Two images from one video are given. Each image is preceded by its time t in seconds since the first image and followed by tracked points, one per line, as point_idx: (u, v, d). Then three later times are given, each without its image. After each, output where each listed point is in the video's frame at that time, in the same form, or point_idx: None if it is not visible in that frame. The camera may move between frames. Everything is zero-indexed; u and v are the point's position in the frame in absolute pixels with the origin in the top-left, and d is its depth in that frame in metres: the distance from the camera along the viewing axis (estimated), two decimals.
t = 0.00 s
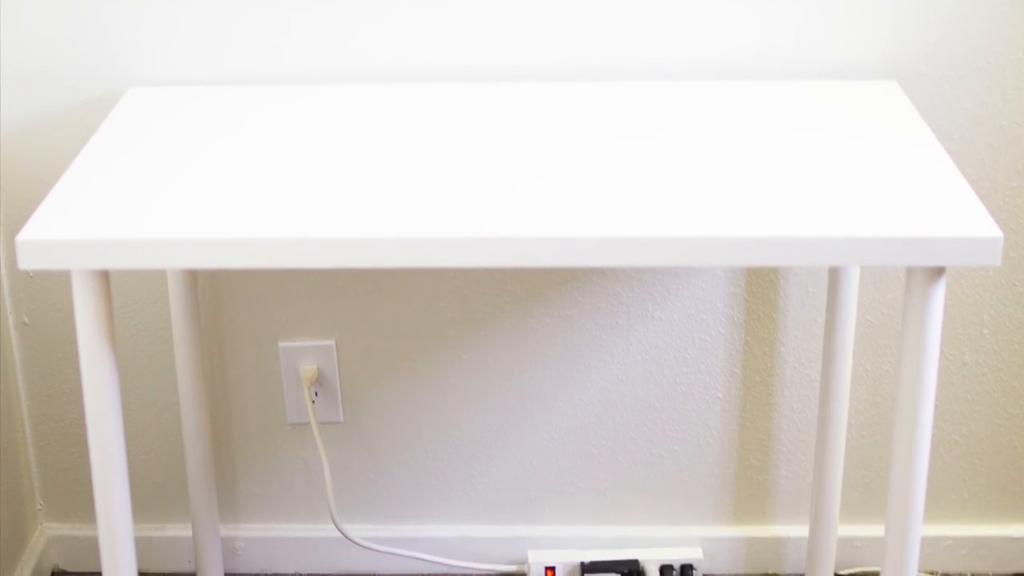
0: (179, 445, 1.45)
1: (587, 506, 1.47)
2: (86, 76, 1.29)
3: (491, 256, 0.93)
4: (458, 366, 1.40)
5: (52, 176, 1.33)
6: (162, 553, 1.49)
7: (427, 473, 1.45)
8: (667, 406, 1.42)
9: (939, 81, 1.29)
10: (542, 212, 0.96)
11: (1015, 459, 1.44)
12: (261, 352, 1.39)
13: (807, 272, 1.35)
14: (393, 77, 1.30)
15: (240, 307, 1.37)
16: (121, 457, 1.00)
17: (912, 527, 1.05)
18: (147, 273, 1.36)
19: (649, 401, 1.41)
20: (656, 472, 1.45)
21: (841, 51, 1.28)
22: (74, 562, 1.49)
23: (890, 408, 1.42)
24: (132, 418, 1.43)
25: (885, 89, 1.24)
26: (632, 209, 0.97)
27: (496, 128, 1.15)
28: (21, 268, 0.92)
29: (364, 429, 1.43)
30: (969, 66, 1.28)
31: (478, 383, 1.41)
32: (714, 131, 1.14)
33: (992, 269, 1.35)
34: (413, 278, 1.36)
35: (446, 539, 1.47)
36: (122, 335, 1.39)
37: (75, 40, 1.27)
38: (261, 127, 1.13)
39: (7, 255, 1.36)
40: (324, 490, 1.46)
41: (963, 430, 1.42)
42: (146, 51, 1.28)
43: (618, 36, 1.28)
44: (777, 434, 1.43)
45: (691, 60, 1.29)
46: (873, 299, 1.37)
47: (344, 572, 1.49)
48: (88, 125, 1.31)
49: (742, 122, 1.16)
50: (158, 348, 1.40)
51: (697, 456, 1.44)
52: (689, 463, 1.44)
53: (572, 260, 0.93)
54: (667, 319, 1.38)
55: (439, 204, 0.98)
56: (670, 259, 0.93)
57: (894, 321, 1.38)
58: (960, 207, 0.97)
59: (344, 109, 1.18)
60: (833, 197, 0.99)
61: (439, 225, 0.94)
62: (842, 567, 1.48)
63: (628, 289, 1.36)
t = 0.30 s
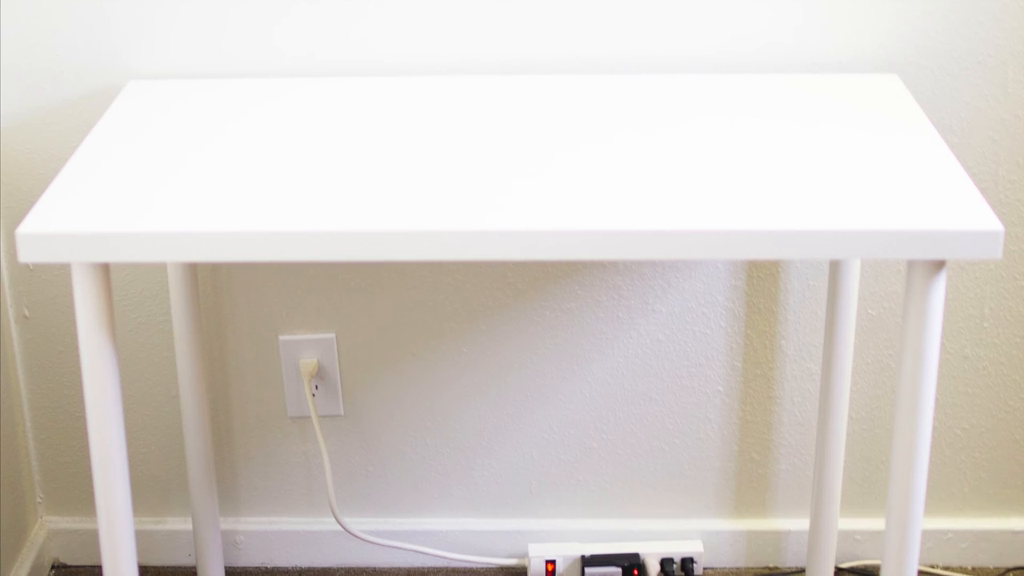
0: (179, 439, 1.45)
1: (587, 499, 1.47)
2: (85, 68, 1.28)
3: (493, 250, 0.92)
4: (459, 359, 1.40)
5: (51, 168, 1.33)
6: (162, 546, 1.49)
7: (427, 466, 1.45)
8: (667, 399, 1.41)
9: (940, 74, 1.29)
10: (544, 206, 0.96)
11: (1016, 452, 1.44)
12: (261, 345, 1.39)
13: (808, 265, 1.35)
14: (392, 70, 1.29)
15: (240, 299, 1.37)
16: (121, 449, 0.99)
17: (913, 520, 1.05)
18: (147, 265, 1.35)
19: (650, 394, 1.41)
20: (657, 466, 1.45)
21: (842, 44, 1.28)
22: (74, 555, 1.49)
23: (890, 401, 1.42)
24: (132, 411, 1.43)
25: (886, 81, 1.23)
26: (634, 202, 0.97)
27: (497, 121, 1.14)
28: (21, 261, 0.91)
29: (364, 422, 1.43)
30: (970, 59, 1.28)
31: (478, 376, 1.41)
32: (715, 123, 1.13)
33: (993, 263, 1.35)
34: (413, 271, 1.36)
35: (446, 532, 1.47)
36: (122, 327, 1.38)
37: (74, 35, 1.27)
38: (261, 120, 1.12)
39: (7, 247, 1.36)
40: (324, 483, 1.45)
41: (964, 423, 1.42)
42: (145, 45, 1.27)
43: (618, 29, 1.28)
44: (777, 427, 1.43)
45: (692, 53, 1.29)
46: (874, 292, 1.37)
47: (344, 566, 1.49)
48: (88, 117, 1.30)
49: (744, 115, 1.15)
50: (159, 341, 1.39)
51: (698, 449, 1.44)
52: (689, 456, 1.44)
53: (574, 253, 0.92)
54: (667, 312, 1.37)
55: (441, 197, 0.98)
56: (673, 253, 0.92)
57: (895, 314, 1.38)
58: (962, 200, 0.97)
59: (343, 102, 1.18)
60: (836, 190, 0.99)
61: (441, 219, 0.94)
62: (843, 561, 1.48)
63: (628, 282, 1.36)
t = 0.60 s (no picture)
0: (179, 431, 1.44)
1: (587, 491, 1.47)
2: (84, 58, 1.27)
3: (495, 242, 0.92)
4: (459, 351, 1.40)
5: (50, 159, 1.32)
6: (162, 539, 1.48)
7: (427, 458, 1.45)
8: (667, 391, 1.41)
9: (941, 65, 1.28)
10: (545, 198, 0.96)
11: (1016, 445, 1.44)
12: (261, 337, 1.39)
13: (809, 257, 1.35)
14: (391, 61, 1.29)
15: (240, 291, 1.37)
16: (122, 441, 0.99)
17: (914, 512, 1.05)
18: (147, 257, 1.35)
19: (650, 386, 1.41)
20: (657, 458, 1.45)
21: (843, 35, 1.27)
22: (75, 547, 1.49)
23: (891, 393, 1.42)
24: (133, 403, 1.43)
25: (887, 72, 1.23)
26: (635, 194, 0.96)
27: (498, 112, 1.14)
28: (21, 254, 0.91)
29: (365, 414, 1.43)
30: (970, 51, 1.28)
31: (478, 368, 1.40)
32: (716, 115, 1.13)
33: (994, 255, 1.35)
34: (414, 263, 1.35)
35: (446, 524, 1.47)
36: (122, 319, 1.38)
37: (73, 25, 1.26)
38: (261, 112, 1.12)
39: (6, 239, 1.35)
40: (324, 475, 1.45)
41: (964, 415, 1.42)
42: (145, 35, 1.27)
43: (619, 20, 1.27)
44: (778, 419, 1.43)
45: (693, 44, 1.28)
46: (875, 284, 1.36)
47: (344, 558, 1.49)
48: (86, 108, 1.29)
49: (745, 106, 1.15)
50: (159, 333, 1.39)
51: (698, 441, 1.44)
52: (690, 448, 1.44)
53: (576, 245, 0.92)
54: (668, 304, 1.37)
55: (442, 189, 0.97)
56: (674, 245, 0.92)
57: (896, 306, 1.37)
58: (964, 192, 0.96)
59: (343, 93, 1.17)
60: (838, 183, 0.98)
61: (442, 211, 0.93)
62: (844, 553, 1.48)
63: (629, 274, 1.36)
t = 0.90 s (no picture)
0: (179, 422, 1.44)
1: (588, 483, 1.46)
2: (83, 48, 1.27)
3: (496, 232, 0.92)
4: (459, 342, 1.39)
5: (50, 150, 1.31)
6: (161, 530, 1.48)
7: (427, 449, 1.45)
8: (668, 382, 1.41)
9: (942, 56, 1.28)
10: (546, 188, 0.95)
11: (1017, 436, 1.44)
12: (261, 328, 1.39)
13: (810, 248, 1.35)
14: (391, 52, 1.28)
15: (241, 282, 1.36)
16: (122, 430, 0.99)
17: (914, 503, 1.04)
18: (147, 248, 1.35)
19: (650, 377, 1.41)
20: (658, 449, 1.44)
21: (844, 26, 1.27)
22: (75, 537, 1.49)
23: (892, 384, 1.42)
24: (133, 394, 1.43)
25: (888, 63, 1.23)
26: (638, 185, 0.96)
27: (499, 103, 1.13)
28: (21, 245, 0.91)
29: (365, 405, 1.42)
30: (972, 42, 1.27)
31: (479, 359, 1.40)
32: (718, 106, 1.12)
33: (995, 246, 1.35)
34: (414, 253, 1.35)
35: (447, 515, 1.47)
36: (123, 310, 1.38)
37: (72, 15, 1.25)
38: (262, 102, 1.11)
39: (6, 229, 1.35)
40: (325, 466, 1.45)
41: (965, 406, 1.42)
42: (144, 25, 1.26)
43: (620, 10, 1.27)
44: (779, 410, 1.43)
45: (694, 35, 1.28)
46: (875, 275, 1.36)
47: (344, 549, 1.48)
48: (85, 98, 1.29)
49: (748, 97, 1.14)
50: (159, 324, 1.39)
51: (699, 433, 1.43)
52: (690, 439, 1.44)
53: (578, 235, 0.91)
54: (669, 295, 1.37)
55: (443, 179, 0.97)
56: (676, 235, 0.91)
57: (897, 297, 1.37)
58: (967, 182, 0.96)
59: (343, 84, 1.17)
60: (841, 173, 0.98)
61: (443, 201, 0.93)
62: (845, 544, 1.47)
63: (629, 264, 1.36)
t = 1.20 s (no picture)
0: (179, 412, 1.44)
1: (589, 473, 1.46)
2: (82, 37, 1.26)
3: (497, 221, 0.91)
4: (459, 331, 1.39)
5: (50, 140, 1.30)
6: (161, 520, 1.48)
7: (427, 439, 1.45)
8: (669, 372, 1.41)
9: (943, 46, 1.27)
10: (547, 178, 0.95)
11: (1018, 426, 1.43)
12: (262, 318, 1.38)
13: (811, 238, 1.35)
14: (390, 41, 1.27)
15: (241, 271, 1.36)
16: (122, 419, 0.98)
17: (916, 493, 1.04)
18: (148, 238, 1.34)
19: (651, 366, 1.41)
20: (659, 438, 1.44)
21: (846, 16, 1.26)
22: (75, 527, 1.48)
23: (893, 374, 1.42)
24: (133, 384, 1.42)
25: (890, 52, 1.22)
26: (640, 175, 0.95)
27: (500, 92, 1.13)
28: (21, 234, 0.90)
29: (366, 395, 1.42)
30: (973, 31, 1.27)
31: (480, 349, 1.40)
32: (721, 96, 1.12)
33: (996, 236, 1.35)
34: (415, 243, 1.35)
35: (447, 506, 1.46)
36: (123, 300, 1.37)
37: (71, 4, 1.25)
38: (263, 92, 1.11)
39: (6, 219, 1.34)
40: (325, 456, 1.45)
41: (967, 395, 1.42)
42: (143, 14, 1.25)
43: None
44: (780, 400, 1.42)
45: (696, 24, 1.27)
46: (876, 264, 1.36)
47: (344, 539, 1.48)
48: (83, 87, 1.28)
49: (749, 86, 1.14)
50: (159, 314, 1.39)
51: (700, 423, 1.43)
52: (691, 429, 1.44)
53: (581, 225, 0.91)
54: (670, 284, 1.37)
55: (443, 170, 0.96)
56: (679, 225, 0.91)
57: (898, 286, 1.37)
58: (969, 172, 0.96)
59: (343, 74, 1.16)
60: (844, 162, 0.97)
61: (445, 191, 0.92)
62: (846, 534, 1.47)
63: (630, 254, 1.36)
